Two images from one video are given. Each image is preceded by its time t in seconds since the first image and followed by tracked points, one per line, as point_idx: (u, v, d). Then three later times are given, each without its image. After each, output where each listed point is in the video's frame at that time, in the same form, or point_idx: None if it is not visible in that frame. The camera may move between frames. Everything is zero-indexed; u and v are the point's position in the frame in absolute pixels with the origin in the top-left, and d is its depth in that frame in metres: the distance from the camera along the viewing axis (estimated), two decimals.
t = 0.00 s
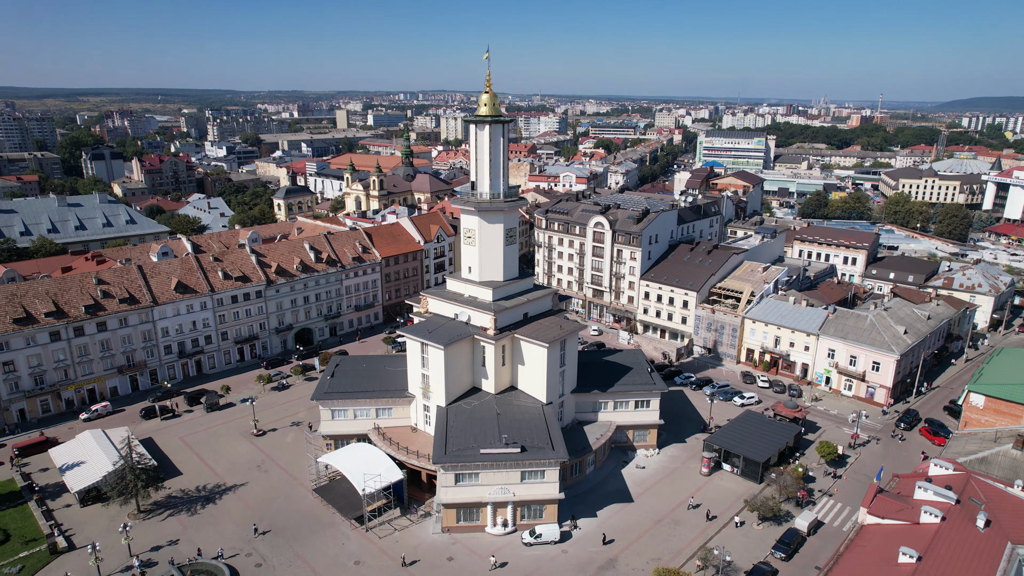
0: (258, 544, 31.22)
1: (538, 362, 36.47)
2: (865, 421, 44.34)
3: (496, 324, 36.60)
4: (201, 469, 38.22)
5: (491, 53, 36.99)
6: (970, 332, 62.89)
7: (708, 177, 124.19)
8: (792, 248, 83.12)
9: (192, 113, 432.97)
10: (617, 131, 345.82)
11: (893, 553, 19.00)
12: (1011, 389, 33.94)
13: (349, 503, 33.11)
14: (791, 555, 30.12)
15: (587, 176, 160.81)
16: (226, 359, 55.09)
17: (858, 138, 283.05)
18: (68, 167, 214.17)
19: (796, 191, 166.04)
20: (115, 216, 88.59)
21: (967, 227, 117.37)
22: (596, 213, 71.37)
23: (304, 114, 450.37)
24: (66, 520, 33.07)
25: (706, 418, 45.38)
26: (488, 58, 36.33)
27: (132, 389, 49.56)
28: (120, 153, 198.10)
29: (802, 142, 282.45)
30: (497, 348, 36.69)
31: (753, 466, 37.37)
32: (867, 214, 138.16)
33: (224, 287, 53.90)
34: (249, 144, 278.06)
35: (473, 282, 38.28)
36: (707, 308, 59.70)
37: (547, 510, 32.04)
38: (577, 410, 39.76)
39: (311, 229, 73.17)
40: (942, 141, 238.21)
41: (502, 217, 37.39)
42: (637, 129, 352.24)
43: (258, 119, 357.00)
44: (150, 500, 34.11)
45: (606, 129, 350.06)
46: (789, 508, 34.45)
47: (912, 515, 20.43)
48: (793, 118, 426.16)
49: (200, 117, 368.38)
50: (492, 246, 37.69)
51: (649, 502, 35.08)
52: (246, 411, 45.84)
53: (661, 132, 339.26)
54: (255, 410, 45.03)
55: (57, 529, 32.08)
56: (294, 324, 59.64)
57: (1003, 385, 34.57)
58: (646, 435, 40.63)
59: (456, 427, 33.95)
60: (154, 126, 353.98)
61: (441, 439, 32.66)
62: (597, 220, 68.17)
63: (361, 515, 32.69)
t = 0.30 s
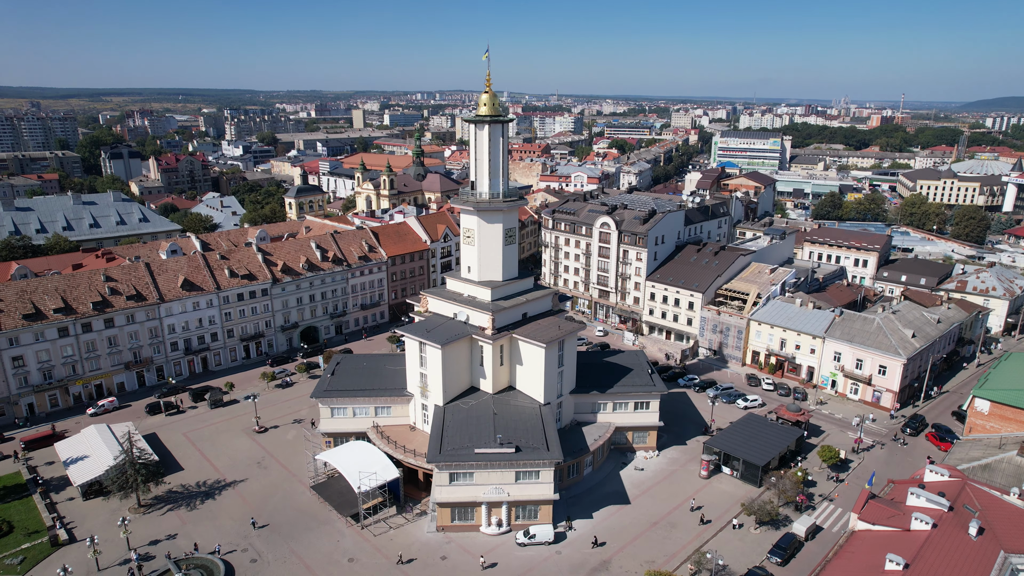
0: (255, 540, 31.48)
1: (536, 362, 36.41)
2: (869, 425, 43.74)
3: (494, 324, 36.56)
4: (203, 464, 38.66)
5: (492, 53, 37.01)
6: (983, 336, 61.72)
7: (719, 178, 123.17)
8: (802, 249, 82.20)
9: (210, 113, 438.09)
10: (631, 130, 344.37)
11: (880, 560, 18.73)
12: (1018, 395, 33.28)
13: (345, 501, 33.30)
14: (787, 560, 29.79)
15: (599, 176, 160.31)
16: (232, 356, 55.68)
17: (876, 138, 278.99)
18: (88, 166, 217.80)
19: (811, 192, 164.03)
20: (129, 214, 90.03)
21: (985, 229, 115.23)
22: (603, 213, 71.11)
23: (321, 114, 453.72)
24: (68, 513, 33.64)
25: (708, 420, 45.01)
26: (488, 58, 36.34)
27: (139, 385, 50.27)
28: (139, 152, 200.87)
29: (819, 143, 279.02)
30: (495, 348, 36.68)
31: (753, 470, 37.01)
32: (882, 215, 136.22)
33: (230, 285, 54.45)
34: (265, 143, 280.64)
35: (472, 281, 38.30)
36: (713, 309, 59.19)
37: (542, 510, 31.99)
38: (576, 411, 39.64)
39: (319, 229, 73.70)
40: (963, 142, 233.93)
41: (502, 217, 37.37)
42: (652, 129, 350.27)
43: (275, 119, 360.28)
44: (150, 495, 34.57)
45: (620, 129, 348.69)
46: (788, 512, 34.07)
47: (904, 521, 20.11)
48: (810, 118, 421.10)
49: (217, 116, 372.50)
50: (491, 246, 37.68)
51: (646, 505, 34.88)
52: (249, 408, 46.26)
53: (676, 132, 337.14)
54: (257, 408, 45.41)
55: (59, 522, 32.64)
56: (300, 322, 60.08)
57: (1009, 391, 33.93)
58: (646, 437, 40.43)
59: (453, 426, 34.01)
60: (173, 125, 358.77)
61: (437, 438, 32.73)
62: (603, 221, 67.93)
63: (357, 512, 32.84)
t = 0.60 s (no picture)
0: (252, 536, 31.78)
1: (534, 362, 36.37)
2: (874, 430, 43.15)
3: (492, 324, 36.57)
4: (204, 460, 39.11)
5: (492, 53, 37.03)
6: (996, 341, 60.54)
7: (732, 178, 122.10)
8: (813, 251, 81.21)
9: (229, 112, 442.67)
10: (645, 130, 342.50)
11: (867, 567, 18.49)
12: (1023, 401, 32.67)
13: (341, 498, 33.49)
14: (783, 565, 29.45)
15: (611, 176, 159.71)
16: (238, 353, 56.27)
17: (895, 138, 274.84)
18: (107, 165, 220.96)
19: (826, 193, 161.97)
20: (142, 212, 91.30)
21: (1004, 232, 113.02)
22: (609, 214, 70.82)
23: (337, 113, 456.75)
24: (71, 506, 34.18)
25: (710, 423, 44.63)
26: (489, 58, 36.37)
27: (145, 381, 50.98)
28: (156, 151, 203.40)
29: (837, 143, 275.47)
30: (493, 348, 36.68)
31: (753, 473, 36.62)
32: (898, 217, 134.21)
33: (236, 283, 55.00)
34: (281, 142, 282.97)
35: (471, 281, 38.33)
36: (719, 311, 58.69)
37: (536, 511, 31.93)
38: (575, 412, 39.54)
39: (327, 228, 74.18)
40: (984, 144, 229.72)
41: (501, 217, 37.37)
42: (667, 129, 348.22)
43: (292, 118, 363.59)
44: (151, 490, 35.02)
45: (635, 129, 347.08)
46: (787, 517, 33.69)
47: (893, 528, 19.82)
48: (829, 117, 416.08)
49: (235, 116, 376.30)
50: (490, 246, 37.68)
51: (643, 507, 34.67)
52: (251, 405, 46.68)
53: (691, 132, 335.01)
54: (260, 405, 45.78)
55: (62, 514, 33.18)
56: (306, 320, 60.53)
57: (1015, 396, 33.29)
58: (646, 439, 40.18)
59: (449, 425, 34.08)
60: (192, 125, 363.10)
61: (433, 437, 32.81)
62: (609, 221, 67.66)
63: (353, 510, 33.01)
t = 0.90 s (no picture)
0: (248, 532, 32.05)
1: (531, 362, 36.32)
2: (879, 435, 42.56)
3: (490, 324, 36.57)
4: (206, 456, 39.53)
5: (493, 53, 37.00)
6: (1009, 345, 59.34)
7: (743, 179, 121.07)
8: (823, 253, 80.20)
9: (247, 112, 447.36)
10: (660, 130, 340.60)
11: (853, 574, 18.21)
12: None
13: (338, 496, 33.70)
14: (778, 570, 29.13)
15: (622, 176, 158.97)
16: (244, 351, 56.85)
17: (915, 139, 270.45)
18: (126, 163, 224.10)
19: (842, 195, 159.89)
20: (155, 211, 92.41)
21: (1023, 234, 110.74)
22: (616, 214, 70.51)
23: (354, 113, 459.82)
24: (74, 499, 34.72)
25: (711, 425, 44.27)
26: (489, 58, 36.34)
27: (152, 377, 51.67)
28: (173, 150, 205.93)
29: (855, 144, 271.80)
30: (491, 348, 36.69)
31: (752, 477, 36.23)
32: (914, 219, 132.07)
33: (242, 281, 55.51)
34: (296, 142, 285.23)
35: (470, 281, 38.36)
36: (724, 313, 58.18)
37: (531, 511, 31.88)
38: (574, 413, 39.41)
39: (335, 227, 74.58)
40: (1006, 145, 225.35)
41: (500, 217, 37.34)
42: (682, 129, 345.92)
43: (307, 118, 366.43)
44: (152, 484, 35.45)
45: (649, 129, 345.15)
46: (785, 522, 33.31)
47: (883, 535, 19.50)
48: (847, 118, 411.05)
49: (252, 116, 380.04)
50: (489, 246, 37.68)
51: (640, 509, 34.48)
52: (253, 402, 47.09)
53: (706, 133, 332.55)
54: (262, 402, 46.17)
55: (64, 507, 33.72)
56: (311, 319, 60.93)
57: (1020, 402, 32.66)
58: (645, 441, 39.95)
59: (446, 424, 34.17)
60: (210, 124, 367.31)
61: (429, 436, 32.89)
62: (615, 222, 67.38)
63: (349, 508, 33.20)
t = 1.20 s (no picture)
0: (245, 528, 32.34)
1: (529, 363, 36.29)
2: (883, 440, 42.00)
3: (488, 324, 36.59)
4: (207, 452, 39.98)
5: (493, 53, 37.02)
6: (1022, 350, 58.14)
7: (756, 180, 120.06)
8: (833, 255, 79.17)
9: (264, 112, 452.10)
10: (674, 130, 338.91)
11: None
12: None
13: (335, 494, 33.90)
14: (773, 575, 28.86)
15: (634, 177, 158.17)
16: (250, 348, 57.41)
17: (936, 139, 265.95)
18: (144, 163, 227.42)
19: (857, 196, 157.77)
20: (167, 209, 93.47)
21: None
22: (623, 215, 70.21)
23: (370, 113, 463.19)
24: (77, 493, 35.26)
25: (713, 428, 43.91)
26: (489, 58, 36.38)
27: (159, 373, 52.34)
28: (190, 150, 208.64)
29: (874, 145, 268.12)
30: (489, 348, 36.70)
31: (752, 481, 35.86)
32: (931, 221, 129.91)
33: (248, 279, 56.03)
34: (312, 141, 287.62)
35: (469, 281, 38.41)
36: (730, 314, 57.68)
37: (526, 512, 31.85)
38: (572, 414, 39.31)
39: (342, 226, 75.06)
40: None
41: (499, 217, 37.32)
42: (697, 129, 343.43)
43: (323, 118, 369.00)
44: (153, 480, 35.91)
45: (663, 129, 343.41)
46: (783, 526, 32.97)
47: (871, 542, 19.27)
48: (866, 118, 405.51)
49: (268, 116, 383.93)
50: (488, 246, 37.69)
51: (636, 511, 34.31)
52: (255, 400, 47.51)
53: (722, 133, 329.97)
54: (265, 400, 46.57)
55: (67, 501, 34.27)
56: (317, 317, 61.34)
57: None
58: (644, 443, 39.72)
59: (442, 423, 34.24)
60: (227, 124, 371.71)
61: (425, 435, 32.98)
62: (621, 223, 67.10)
63: (345, 506, 33.36)
